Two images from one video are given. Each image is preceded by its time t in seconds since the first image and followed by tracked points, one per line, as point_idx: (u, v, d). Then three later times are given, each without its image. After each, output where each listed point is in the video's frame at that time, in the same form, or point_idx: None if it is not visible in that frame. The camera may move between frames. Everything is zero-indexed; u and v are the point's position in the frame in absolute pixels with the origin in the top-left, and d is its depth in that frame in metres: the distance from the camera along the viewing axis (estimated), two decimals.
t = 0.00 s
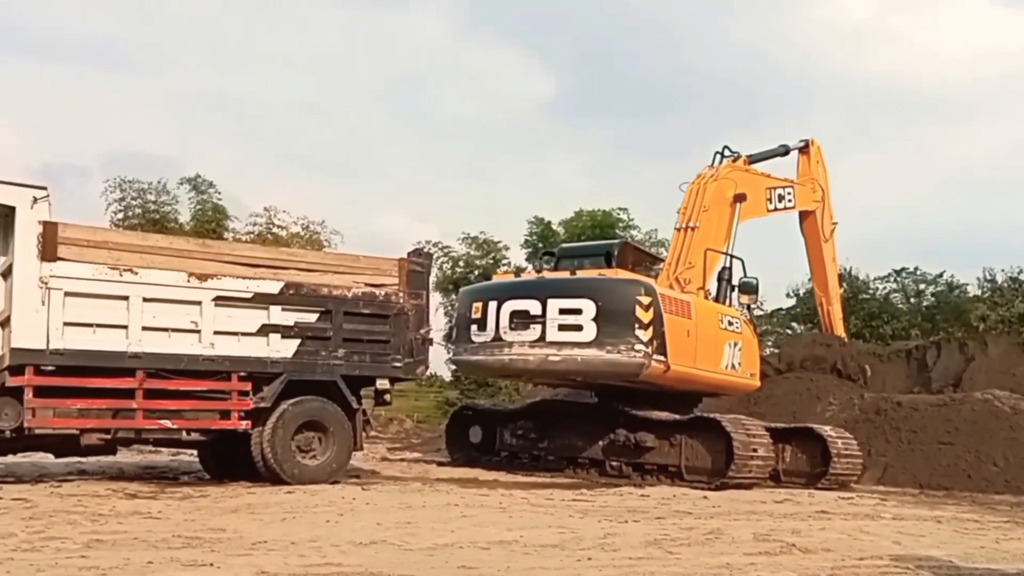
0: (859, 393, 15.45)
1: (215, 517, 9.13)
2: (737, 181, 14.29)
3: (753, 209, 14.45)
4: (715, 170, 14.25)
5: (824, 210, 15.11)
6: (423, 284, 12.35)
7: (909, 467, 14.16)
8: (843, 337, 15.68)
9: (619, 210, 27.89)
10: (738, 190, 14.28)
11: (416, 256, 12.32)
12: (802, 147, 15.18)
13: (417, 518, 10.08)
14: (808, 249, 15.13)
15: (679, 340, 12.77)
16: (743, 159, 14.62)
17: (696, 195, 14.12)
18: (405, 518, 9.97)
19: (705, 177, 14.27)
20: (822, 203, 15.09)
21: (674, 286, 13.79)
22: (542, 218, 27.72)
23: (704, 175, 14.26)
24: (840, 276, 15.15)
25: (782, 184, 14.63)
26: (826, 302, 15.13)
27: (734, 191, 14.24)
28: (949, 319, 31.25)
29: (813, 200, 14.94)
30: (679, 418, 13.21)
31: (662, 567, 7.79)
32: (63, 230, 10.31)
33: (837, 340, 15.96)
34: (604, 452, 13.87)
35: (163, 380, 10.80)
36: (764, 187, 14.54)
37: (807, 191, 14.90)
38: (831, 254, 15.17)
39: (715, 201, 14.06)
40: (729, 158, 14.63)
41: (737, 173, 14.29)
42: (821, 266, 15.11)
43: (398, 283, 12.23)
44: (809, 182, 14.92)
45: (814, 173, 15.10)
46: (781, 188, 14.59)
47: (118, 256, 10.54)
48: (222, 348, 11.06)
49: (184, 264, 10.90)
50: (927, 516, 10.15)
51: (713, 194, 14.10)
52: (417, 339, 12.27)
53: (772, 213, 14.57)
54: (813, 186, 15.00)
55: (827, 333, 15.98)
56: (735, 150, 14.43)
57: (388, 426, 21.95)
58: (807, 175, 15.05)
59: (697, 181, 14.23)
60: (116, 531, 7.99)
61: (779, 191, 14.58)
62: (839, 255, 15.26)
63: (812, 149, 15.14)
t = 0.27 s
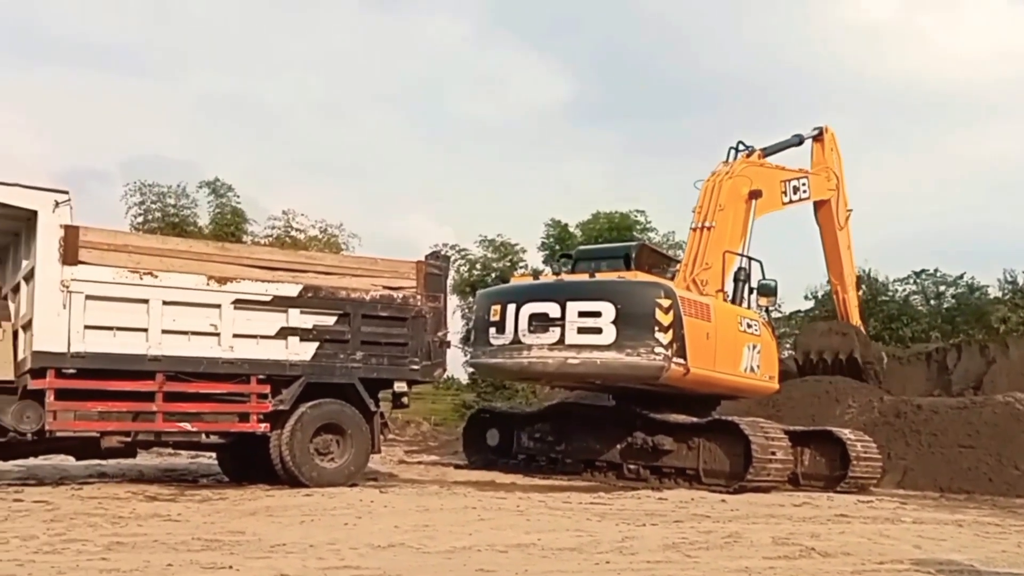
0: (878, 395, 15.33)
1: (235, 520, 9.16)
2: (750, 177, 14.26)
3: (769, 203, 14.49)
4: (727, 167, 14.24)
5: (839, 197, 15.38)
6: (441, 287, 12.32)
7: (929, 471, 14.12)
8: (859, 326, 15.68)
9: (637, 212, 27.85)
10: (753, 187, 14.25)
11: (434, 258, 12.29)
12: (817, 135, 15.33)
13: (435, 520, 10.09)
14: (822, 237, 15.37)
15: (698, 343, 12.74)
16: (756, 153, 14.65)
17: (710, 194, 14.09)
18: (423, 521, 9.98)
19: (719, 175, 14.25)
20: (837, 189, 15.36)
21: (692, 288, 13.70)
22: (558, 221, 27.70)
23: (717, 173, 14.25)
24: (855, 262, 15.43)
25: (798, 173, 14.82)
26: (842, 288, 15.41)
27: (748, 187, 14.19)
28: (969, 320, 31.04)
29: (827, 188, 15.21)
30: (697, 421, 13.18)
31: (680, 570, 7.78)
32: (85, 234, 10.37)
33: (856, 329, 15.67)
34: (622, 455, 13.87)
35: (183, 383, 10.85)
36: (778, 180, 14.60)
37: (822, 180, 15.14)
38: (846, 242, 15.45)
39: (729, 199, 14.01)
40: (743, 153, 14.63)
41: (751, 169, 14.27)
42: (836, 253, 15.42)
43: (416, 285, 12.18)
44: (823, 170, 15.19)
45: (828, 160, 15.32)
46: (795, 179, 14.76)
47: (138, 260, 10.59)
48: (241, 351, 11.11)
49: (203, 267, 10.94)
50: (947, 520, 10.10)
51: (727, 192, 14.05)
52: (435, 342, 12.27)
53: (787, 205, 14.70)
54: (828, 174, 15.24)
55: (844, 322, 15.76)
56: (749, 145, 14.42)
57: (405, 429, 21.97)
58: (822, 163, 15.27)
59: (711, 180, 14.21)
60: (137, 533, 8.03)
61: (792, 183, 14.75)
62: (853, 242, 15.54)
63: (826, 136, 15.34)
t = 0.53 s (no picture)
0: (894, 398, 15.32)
1: (250, 522, 9.18)
2: (763, 175, 14.22)
3: (781, 199, 14.45)
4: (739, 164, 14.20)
5: (848, 188, 15.45)
6: (457, 289, 12.33)
7: (945, 474, 14.03)
8: (869, 317, 15.61)
9: (652, 215, 27.82)
10: (765, 184, 14.20)
11: (449, 261, 12.30)
12: (826, 125, 15.37)
13: (450, 523, 10.09)
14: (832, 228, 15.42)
15: (717, 345, 12.70)
16: (767, 149, 14.64)
17: (722, 193, 14.05)
18: (438, 524, 9.98)
19: (731, 173, 14.19)
20: (846, 181, 15.42)
21: (706, 289, 13.67)
22: (573, 223, 27.70)
23: (730, 171, 14.19)
24: (864, 252, 15.47)
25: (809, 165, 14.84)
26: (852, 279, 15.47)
27: (761, 185, 14.15)
28: (986, 322, 30.85)
29: (837, 179, 15.26)
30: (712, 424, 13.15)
31: (695, 573, 7.76)
32: (102, 238, 10.42)
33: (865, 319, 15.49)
34: (637, 458, 13.84)
35: (199, 386, 10.89)
36: (790, 175, 14.59)
37: (832, 172, 15.18)
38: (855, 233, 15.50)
39: (742, 197, 13.96)
40: (755, 149, 14.58)
41: (762, 166, 14.23)
42: (845, 243, 15.48)
43: (431, 289, 12.19)
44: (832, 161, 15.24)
45: (837, 151, 15.37)
46: (806, 173, 14.75)
47: (154, 263, 10.63)
48: (257, 353, 11.14)
49: (219, 270, 10.97)
50: (964, 523, 10.05)
51: (740, 191, 14.01)
52: (450, 344, 12.28)
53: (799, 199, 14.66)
54: (837, 166, 15.28)
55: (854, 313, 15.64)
56: (759, 141, 14.35)
57: (420, 431, 22.00)
58: (831, 155, 15.31)
59: (723, 179, 14.16)
60: (153, 535, 8.05)
61: (804, 176, 14.73)
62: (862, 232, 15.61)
63: (836, 127, 15.36)
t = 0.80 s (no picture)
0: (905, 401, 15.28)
1: (262, 526, 9.20)
2: (772, 175, 14.21)
3: (790, 199, 14.44)
4: (748, 165, 14.17)
5: (852, 185, 15.46)
6: (469, 292, 12.37)
7: (956, 477, 14.03)
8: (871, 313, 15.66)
9: (663, 217, 27.82)
10: (774, 185, 14.19)
11: (461, 264, 12.34)
12: (831, 122, 15.36)
13: (461, 526, 10.10)
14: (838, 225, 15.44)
15: (733, 349, 12.71)
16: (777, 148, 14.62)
17: (732, 194, 14.03)
18: (449, 527, 9.99)
19: (741, 174, 14.16)
20: (850, 178, 15.43)
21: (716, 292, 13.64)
22: (584, 226, 27.70)
23: (739, 172, 14.16)
24: (867, 249, 15.51)
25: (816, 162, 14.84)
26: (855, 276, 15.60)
27: (770, 186, 14.14)
28: (997, 325, 30.73)
29: (842, 177, 15.26)
30: (724, 427, 13.14)
31: None
32: (114, 241, 10.47)
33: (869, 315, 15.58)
34: (649, 462, 13.82)
35: (210, 389, 10.91)
36: (799, 175, 14.60)
37: (837, 169, 15.18)
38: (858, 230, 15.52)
39: (752, 199, 13.96)
40: (763, 149, 14.55)
41: (771, 166, 14.22)
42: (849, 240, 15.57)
43: (443, 292, 12.25)
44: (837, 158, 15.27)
45: (842, 148, 15.36)
46: (812, 172, 14.75)
47: (166, 266, 10.68)
48: (269, 356, 11.17)
49: (231, 273, 11.01)
50: (977, 526, 10.01)
51: (750, 192, 14.00)
52: (462, 347, 12.28)
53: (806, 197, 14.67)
54: (842, 163, 15.28)
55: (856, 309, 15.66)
56: (766, 140, 14.30)
57: (432, 434, 22.01)
58: (836, 151, 15.29)
59: (733, 180, 14.14)
60: (164, 538, 8.07)
61: (811, 175, 14.75)
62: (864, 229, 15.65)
63: (840, 124, 15.35)
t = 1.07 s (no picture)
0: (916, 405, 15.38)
1: (272, 529, 9.20)
2: (778, 177, 14.08)
3: (796, 200, 14.32)
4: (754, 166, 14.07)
5: (852, 184, 15.09)
6: (477, 295, 12.30)
7: (969, 481, 13.87)
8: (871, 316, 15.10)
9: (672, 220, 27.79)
10: (781, 187, 14.06)
11: (469, 267, 12.29)
12: (831, 121, 15.10)
13: (470, 529, 10.09)
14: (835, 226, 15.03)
15: (750, 352, 12.67)
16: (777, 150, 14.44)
17: (738, 196, 13.95)
18: (459, 530, 9.97)
19: (747, 175, 14.07)
20: (850, 177, 15.07)
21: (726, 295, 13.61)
22: (592, 229, 27.68)
23: (745, 174, 14.07)
24: (865, 250, 15.05)
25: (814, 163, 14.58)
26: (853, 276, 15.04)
27: (776, 187, 13.99)
28: (1008, 328, 30.62)
29: (842, 176, 14.93)
30: (734, 430, 13.10)
31: None
32: (124, 245, 10.47)
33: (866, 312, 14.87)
34: (659, 465, 13.79)
35: (221, 393, 10.92)
36: (801, 176, 14.39)
37: (836, 168, 14.89)
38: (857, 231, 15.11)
39: (759, 200, 13.86)
40: (767, 150, 14.43)
41: (778, 167, 14.09)
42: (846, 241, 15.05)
43: (452, 295, 12.21)
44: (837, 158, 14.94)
45: (841, 147, 15.06)
46: (814, 172, 14.54)
47: (176, 269, 10.67)
48: (278, 359, 11.17)
49: (241, 276, 11.01)
50: (989, 530, 9.96)
51: (756, 194, 13.90)
52: (472, 351, 12.21)
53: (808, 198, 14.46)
54: (842, 162, 14.97)
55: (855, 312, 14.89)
56: (771, 142, 14.22)
57: (441, 437, 22.00)
58: (836, 151, 15.00)
59: (738, 182, 14.06)
60: (174, 542, 8.07)
61: (813, 174, 14.54)
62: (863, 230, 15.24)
63: (840, 123, 15.07)
